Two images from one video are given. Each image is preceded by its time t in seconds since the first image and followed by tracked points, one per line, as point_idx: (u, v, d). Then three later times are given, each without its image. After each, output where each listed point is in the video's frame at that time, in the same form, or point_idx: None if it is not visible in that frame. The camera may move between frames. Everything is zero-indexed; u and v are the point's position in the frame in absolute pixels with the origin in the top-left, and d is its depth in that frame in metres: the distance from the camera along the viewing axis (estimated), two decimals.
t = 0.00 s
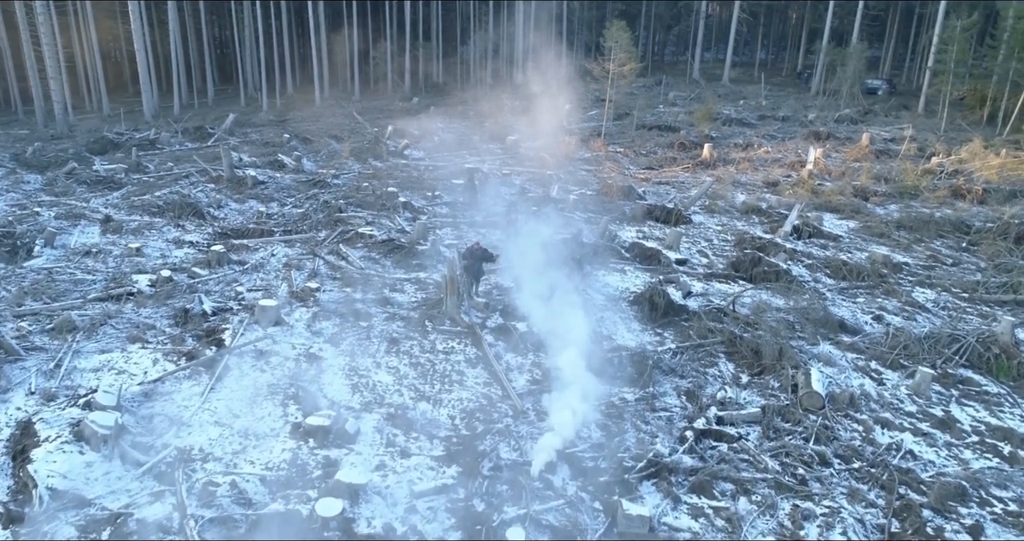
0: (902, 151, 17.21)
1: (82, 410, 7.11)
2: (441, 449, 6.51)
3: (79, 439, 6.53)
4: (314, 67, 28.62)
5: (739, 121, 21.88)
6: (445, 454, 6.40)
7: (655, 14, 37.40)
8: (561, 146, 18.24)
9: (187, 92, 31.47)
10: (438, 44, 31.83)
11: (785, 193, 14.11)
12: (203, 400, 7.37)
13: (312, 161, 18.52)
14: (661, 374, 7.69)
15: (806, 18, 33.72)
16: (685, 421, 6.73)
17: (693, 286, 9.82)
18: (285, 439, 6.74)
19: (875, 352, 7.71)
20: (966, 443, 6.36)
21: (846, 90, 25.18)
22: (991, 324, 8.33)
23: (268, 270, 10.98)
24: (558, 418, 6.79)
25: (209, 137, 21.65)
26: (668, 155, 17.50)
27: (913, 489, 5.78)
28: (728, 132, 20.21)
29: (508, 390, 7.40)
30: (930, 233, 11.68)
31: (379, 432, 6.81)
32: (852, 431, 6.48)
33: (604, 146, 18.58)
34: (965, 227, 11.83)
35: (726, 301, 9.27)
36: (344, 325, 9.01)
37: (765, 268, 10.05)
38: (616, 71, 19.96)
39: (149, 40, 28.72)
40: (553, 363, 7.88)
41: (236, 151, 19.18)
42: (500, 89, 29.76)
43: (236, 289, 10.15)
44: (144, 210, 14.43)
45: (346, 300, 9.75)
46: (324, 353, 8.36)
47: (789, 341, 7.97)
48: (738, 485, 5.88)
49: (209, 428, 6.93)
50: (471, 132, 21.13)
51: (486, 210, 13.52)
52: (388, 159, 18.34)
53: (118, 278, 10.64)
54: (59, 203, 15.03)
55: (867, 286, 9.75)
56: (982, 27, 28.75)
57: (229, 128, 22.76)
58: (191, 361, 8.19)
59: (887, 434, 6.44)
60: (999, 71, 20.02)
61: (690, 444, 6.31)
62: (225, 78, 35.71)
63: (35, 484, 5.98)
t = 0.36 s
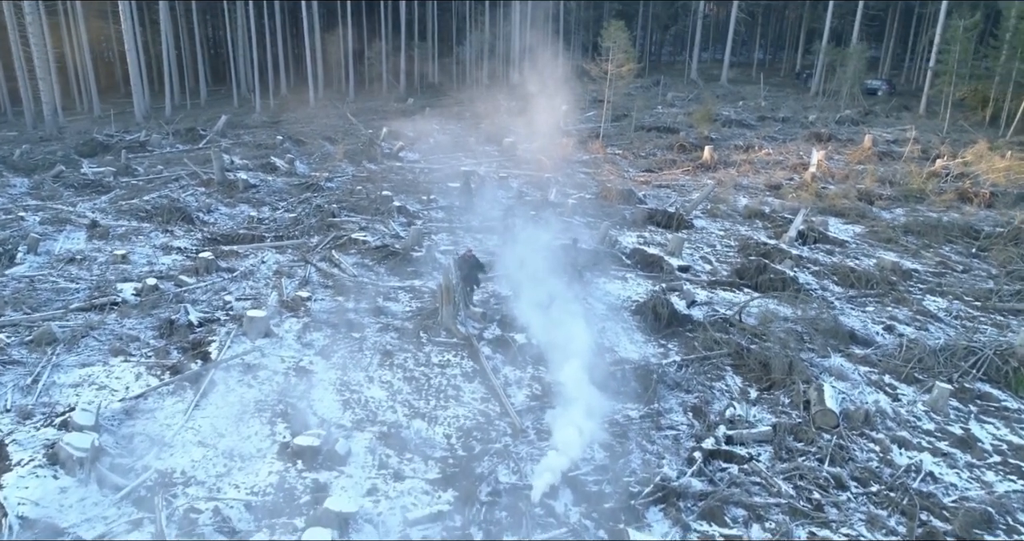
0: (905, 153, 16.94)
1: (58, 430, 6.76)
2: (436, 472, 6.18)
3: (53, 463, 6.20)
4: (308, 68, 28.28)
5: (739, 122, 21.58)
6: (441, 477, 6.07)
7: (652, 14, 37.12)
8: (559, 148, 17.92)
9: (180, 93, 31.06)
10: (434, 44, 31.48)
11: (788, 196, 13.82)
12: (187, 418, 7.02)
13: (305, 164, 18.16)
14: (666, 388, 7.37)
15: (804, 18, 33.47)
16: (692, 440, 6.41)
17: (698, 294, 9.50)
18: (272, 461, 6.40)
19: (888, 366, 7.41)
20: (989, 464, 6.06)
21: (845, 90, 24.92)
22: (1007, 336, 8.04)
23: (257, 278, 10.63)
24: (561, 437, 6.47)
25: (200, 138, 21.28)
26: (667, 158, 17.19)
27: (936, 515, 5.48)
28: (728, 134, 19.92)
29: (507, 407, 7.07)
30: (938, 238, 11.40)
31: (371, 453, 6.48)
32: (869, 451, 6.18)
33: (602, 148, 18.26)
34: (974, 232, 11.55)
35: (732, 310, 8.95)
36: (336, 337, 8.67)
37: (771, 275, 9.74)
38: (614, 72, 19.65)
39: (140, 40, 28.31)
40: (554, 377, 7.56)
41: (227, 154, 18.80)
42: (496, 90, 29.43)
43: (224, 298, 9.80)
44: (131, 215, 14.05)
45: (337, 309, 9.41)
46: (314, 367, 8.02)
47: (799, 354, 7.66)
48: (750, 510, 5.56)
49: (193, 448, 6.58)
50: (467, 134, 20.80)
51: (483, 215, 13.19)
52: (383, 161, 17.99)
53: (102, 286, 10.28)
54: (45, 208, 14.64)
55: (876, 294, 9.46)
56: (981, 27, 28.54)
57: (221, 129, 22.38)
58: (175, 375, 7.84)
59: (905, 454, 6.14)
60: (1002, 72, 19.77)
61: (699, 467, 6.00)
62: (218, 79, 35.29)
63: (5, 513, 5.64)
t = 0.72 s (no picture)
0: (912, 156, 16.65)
1: (36, 451, 6.46)
2: (433, 496, 5.87)
3: (29, 487, 5.93)
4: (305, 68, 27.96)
5: (742, 123, 21.28)
6: (438, 502, 5.76)
7: (652, 13, 36.82)
8: (560, 150, 17.61)
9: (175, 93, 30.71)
10: (432, 43, 31.14)
11: (794, 200, 13.52)
12: (172, 436, 6.70)
13: (301, 166, 17.83)
14: (674, 404, 7.06)
15: (807, 17, 33.16)
16: (703, 462, 6.11)
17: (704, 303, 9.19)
18: (261, 484, 6.08)
19: (905, 381, 7.11)
20: (1016, 487, 5.76)
21: (849, 91, 24.62)
22: None
23: (249, 286, 10.31)
24: (566, 458, 6.16)
25: (195, 140, 20.94)
26: (670, 160, 16.89)
27: None
28: (730, 135, 19.62)
29: (507, 424, 6.75)
30: (950, 244, 11.11)
31: (365, 475, 6.16)
32: (889, 473, 5.87)
33: (603, 149, 17.96)
34: (987, 237, 11.27)
35: (741, 320, 8.63)
36: (329, 348, 8.35)
37: (780, 283, 9.43)
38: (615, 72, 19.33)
39: (135, 39, 27.95)
40: (558, 392, 7.25)
41: (222, 155, 18.48)
42: (495, 90, 29.12)
43: (214, 307, 9.47)
44: (122, 219, 13.72)
45: (332, 319, 9.09)
46: (307, 381, 7.68)
47: (812, 367, 7.36)
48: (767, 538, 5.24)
49: (177, 470, 6.26)
50: (465, 135, 20.47)
51: (482, 219, 12.88)
52: (380, 163, 17.66)
53: (89, 294, 9.95)
54: (34, 212, 14.31)
55: (889, 303, 9.15)
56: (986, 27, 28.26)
57: (216, 130, 22.05)
58: (162, 390, 7.51)
59: (927, 477, 5.84)
60: (1009, 72, 19.48)
61: (711, 491, 5.70)
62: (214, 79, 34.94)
63: None
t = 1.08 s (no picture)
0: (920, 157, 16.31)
1: (10, 472, 6.12)
2: (430, 521, 5.53)
3: None
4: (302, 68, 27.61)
5: (745, 124, 20.93)
6: (435, 529, 5.42)
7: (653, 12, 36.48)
8: (561, 151, 17.26)
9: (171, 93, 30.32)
10: (431, 42, 30.78)
11: (802, 202, 13.18)
12: (154, 455, 6.35)
13: (296, 168, 17.49)
14: (683, 420, 6.72)
15: (809, 16, 32.82)
16: (716, 484, 5.77)
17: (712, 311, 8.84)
18: (247, 507, 5.74)
19: (927, 395, 6.78)
20: None
21: (853, 90, 24.29)
22: None
23: (241, 292, 9.96)
24: (573, 480, 5.82)
25: (189, 141, 20.58)
26: (673, 161, 16.54)
27: None
28: (734, 136, 19.28)
29: (508, 442, 6.40)
30: (965, 248, 10.78)
31: (357, 498, 5.82)
32: (915, 496, 5.54)
33: (605, 150, 17.62)
34: (1002, 242, 10.94)
35: (751, 329, 8.29)
36: (323, 359, 8.00)
37: (791, 290, 9.08)
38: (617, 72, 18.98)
39: (130, 39, 27.56)
40: (562, 407, 6.90)
41: (216, 157, 18.13)
42: (495, 90, 28.75)
43: (203, 315, 9.13)
44: (112, 222, 13.36)
45: (325, 328, 8.74)
46: (298, 395, 7.33)
47: (828, 380, 7.02)
48: None
49: (158, 491, 5.92)
50: (464, 136, 20.14)
51: (482, 223, 12.53)
52: (377, 164, 17.32)
53: (74, 301, 9.60)
54: (22, 215, 13.94)
55: (904, 310, 8.81)
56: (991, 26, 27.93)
57: (211, 131, 21.70)
58: (145, 405, 7.16)
59: (955, 500, 5.51)
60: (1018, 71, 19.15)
61: (726, 517, 5.37)
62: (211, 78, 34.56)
63: None
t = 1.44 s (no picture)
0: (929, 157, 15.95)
1: None
2: None
3: None
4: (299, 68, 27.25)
5: (750, 123, 20.57)
6: None
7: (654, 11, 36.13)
8: (562, 151, 16.90)
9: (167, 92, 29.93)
10: (430, 41, 30.42)
11: (810, 203, 12.83)
12: (133, 474, 5.98)
13: (292, 168, 17.13)
14: (695, 435, 6.36)
15: (813, 15, 32.47)
16: (732, 506, 5.43)
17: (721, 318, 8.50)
18: (231, 531, 5.38)
19: (951, 409, 6.44)
20: None
21: (859, 89, 23.94)
22: None
23: (231, 298, 9.59)
24: (581, 503, 5.47)
25: (183, 141, 20.22)
26: (677, 161, 16.18)
27: None
28: (739, 136, 18.93)
29: (510, 459, 6.05)
30: (981, 252, 10.44)
31: (349, 521, 5.46)
32: (945, 520, 5.20)
33: (607, 151, 17.26)
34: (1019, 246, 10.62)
35: (763, 338, 7.94)
36: (315, 370, 7.64)
37: (803, 296, 8.73)
38: (619, 70, 18.62)
39: (124, 37, 27.17)
40: (568, 420, 6.55)
41: (211, 157, 17.76)
42: (495, 89, 28.35)
43: (191, 322, 8.76)
44: (101, 225, 12.98)
45: (318, 336, 8.37)
46: (288, 408, 6.96)
47: (846, 393, 6.67)
48: None
49: (137, 514, 5.56)
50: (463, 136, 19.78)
51: (481, 225, 12.17)
52: (375, 165, 16.96)
53: (58, 308, 9.23)
54: (9, 217, 13.57)
55: (921, 317, 8.47)
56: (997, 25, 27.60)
57: (206, 130, 21.33)
58: (127, 418, 6.79)
59: (988, 524, 5.19)
60: None
61: None
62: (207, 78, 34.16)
63: None
